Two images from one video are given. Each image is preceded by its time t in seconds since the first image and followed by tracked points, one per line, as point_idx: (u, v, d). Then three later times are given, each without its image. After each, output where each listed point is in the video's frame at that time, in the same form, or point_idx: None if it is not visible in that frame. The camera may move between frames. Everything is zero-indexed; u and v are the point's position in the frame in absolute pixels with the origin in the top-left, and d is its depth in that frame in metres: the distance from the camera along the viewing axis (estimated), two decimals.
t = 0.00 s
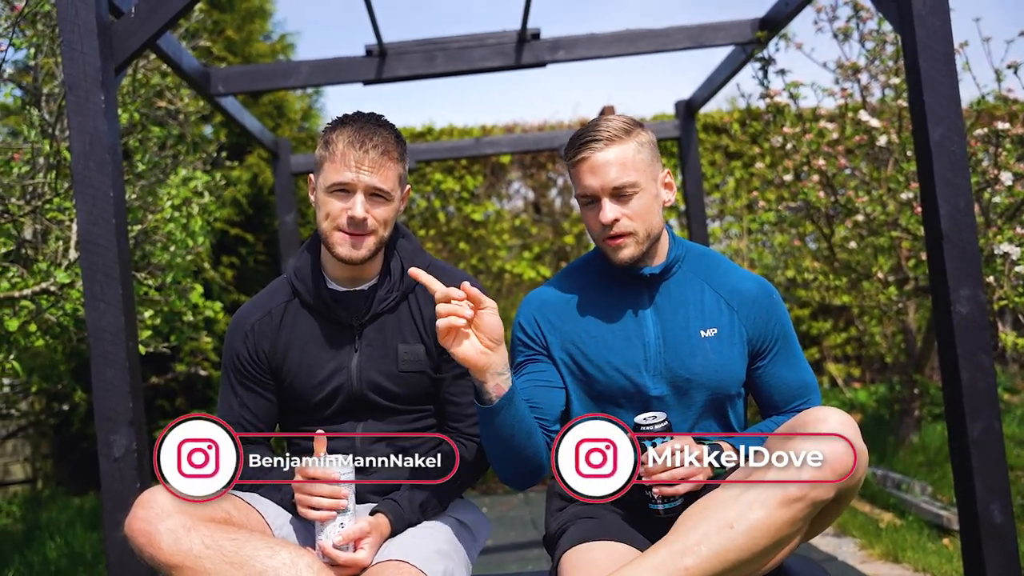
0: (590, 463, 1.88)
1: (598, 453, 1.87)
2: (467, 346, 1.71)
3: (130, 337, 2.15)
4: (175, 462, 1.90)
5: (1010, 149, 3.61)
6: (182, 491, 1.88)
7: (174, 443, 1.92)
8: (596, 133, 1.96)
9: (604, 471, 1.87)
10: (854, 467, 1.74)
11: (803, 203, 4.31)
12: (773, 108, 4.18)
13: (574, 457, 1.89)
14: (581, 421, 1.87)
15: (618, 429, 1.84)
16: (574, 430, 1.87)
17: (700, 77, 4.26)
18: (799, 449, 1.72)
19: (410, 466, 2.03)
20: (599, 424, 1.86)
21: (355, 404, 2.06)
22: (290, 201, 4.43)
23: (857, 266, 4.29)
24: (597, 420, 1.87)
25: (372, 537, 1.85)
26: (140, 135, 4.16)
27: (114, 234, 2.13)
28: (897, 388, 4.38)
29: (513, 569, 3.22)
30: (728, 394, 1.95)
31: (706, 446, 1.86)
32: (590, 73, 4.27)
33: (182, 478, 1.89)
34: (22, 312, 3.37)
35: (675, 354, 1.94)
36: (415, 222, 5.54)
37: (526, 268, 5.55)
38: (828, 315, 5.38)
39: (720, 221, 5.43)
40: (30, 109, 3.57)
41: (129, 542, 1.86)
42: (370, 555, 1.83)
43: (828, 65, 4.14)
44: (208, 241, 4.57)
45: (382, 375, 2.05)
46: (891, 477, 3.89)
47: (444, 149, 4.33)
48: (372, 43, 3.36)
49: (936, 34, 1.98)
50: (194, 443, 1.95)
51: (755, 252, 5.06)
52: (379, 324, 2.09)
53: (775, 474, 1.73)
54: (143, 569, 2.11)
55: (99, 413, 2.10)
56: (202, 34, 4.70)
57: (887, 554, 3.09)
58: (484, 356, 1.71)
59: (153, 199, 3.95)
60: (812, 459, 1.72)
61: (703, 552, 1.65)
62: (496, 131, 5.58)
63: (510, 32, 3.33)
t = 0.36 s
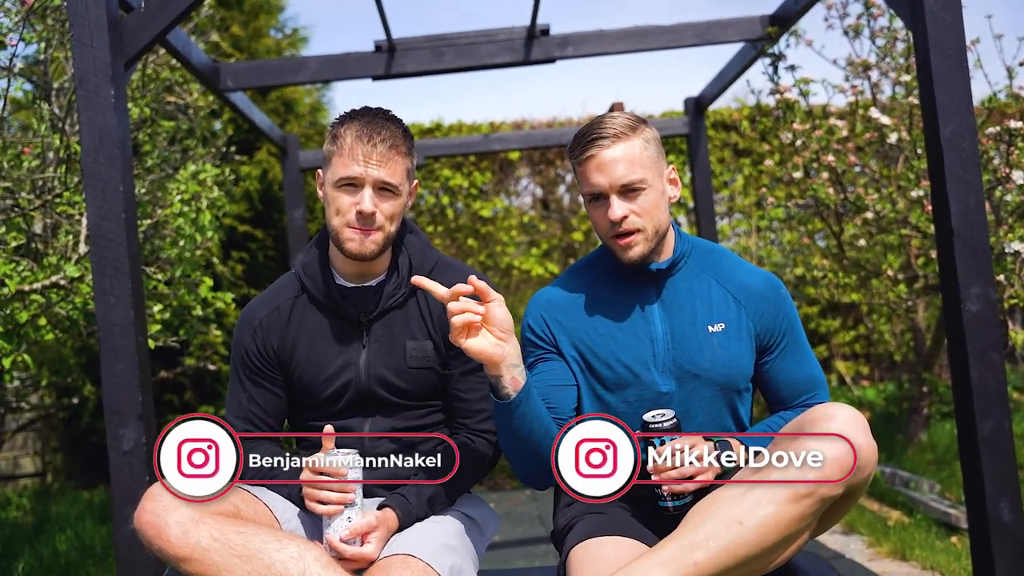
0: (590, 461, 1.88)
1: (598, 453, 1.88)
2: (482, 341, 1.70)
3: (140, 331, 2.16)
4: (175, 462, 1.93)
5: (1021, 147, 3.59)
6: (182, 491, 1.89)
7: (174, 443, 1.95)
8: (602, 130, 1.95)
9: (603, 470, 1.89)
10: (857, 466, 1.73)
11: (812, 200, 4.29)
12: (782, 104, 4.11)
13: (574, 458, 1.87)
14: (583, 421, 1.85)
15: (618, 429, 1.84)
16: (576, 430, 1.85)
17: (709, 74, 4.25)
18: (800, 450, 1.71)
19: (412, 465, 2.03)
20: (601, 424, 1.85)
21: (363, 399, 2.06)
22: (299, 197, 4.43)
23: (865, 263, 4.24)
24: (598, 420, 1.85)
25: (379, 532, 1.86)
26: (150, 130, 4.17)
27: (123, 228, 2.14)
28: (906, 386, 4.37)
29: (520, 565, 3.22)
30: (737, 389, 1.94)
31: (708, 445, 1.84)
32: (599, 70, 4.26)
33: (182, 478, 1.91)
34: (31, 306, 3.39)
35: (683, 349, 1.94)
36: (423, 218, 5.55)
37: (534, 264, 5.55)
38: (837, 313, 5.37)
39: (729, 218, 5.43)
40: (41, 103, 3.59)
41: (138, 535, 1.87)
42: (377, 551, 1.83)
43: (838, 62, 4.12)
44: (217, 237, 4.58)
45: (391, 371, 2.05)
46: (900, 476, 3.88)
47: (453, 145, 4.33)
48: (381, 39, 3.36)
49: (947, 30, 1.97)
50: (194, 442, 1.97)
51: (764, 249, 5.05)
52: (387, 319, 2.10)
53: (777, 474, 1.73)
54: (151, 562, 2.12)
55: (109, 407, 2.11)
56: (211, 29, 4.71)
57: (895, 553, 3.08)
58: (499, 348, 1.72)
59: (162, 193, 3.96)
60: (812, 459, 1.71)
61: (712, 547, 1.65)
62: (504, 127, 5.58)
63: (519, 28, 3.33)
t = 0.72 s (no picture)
0: (590, 462, 1.86)
1: (599, 452, 1.85)
2: (465, 355, 1.71)
3: (130, 330, 2.16)
4: (175, 463, 1.89)
5: (1012, 149, 3.60)
6: (183, 491, 1.87)
7: (174, 445, 1.91)
8: (601, 127, 1.95)
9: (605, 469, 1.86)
10: (853, 466, 1.75)
11: (805, 201, 4.30)
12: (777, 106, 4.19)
13: (574, 458, 1.86)
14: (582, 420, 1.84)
15: (618, 429, 1.82)
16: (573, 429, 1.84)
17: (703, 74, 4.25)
18: (799, 449, 1.72)
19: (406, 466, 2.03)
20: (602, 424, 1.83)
21: (353, 398, 2.06)
22: (292, 196, 4.43)
23: (858, 264, 4.30)
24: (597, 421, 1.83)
25: (369, 532, 1.85)
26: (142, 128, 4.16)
27: (115, 227, 2.14)
28: (897, 387, 4.38)
29: (511, 565, 3.22)
30: (728, 391, 1.95)
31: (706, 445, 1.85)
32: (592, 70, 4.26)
33: (182, 478, 1.88)
34: (21, 304, 3.37)
35: (674, 350, 1.95)
36: (417, 218, 5.55)
37: (528, 264, 5.55)
38: (829, 314, 5.39)
39: (722, 219, 5.44)
40: (31, 101, 3.58)
41: (125, 537, 1.87)
42: (366, 552, 1.83)
43: (831, 63, 4.13)
44: (209, 235, 4.57)
45: (380, 370, 2.05)
46: (890, 477, 3.89)
47: (448, 145, 4.36)
48: (375, 38, 3.36)
49: (938, 33, 1.98)
50: (194, 442, 1.94)
51: (757, 250, 5.06)
52: (377, 318, 2.10)
53: (775, 473, 1.73)
54: (140, 562, 2.12)
55: (99, 406, 2.11)
56: (205, 27, 4.70)
57: (886, 553, 3.09)
58: (483, 361, 1.71)
59: (154, 192, 3.95)
60: (812, 458, 1.72)
61: (702, 548, 1.66)
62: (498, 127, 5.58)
63: (513, 27, 3.33)
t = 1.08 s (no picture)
0: (591, 464, 1.84)
1: (598, 453, 1.84)
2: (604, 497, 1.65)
3: (131, 332, 2.16)
4: (175, 462, 1.92)
5: (1014, 152, 3.60)
6: (183, 491, 1.88)
7: (174, 444, 1.94)
8: (618, 124, 1.95)
9: (604, 471, 1.84)
10: (854, 467, 1.74)
11: (806, 203, 4.30)
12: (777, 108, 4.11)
13: (574, 459, 1.84)
14: (581, 421, 1.86)
15: (618, 429, 1.84)
16: (573, 429, 1.86)
17: (704, 76, 4.25)
18: (799, 450, 1.72)
19: (409, 465, 2.02)
20: (600, 424, 1.86)
21: (355, 401, 2.06)
22: (293, 197, 4.43)
23: (859, 267, 4.31)
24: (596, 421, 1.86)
25: (369, 535, 1.85)
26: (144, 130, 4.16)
27: (116, 228, 2.14)
28: (899, 390, 4.38)
29: (512, 567, 3.22)
30: (726, 394, 1.95)
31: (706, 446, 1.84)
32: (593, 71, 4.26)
33: (182, 478, 1.90)
34: (22, 305, 3.38)
35: (677, 353, 1.94)
36: (418, 219, 5.55)
37: (529, 266, 5.54)
38: (831, 316, 5.38)
39: (724, 221, 5.44)
40: (34, 103, 3.58)
41: (126, 538, 1.87)
42: (366, 555, 1.82)
43: (832, 66, 4.13)
44: (210, 236, 4.57)
45: (382, 372, 2.05)
46: (891, 479, 3.88)
47: (449, 147, 4.30)
48: (376, 40, 3.36)
49: (939, 36, 1.98)
50: (194, 442, 1.97)
51: (758, 252, 5.06)
52: (380, 321, 2.09)
53: (775, 473, 1.74)
54: (141, 564, 2.12)
55: (100, 408, 2.10)
56: (207, 29, 4.71)
57: (887, 556, 3.09)
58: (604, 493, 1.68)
59: (156, 193, 3.96)
60: (812, 459, 1.72)
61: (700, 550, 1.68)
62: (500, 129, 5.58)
63: (514, 30, 3.34)
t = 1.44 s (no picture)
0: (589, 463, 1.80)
1: (599, 453, 1.80)
2: None
3: (130, 334, 2.16)
4: (175, 462, 1.92)
5: (1011, 153, 3.61)
6: (183, 491, 1.89)
7: (174, 444, 1.94)
8: (631, 121, 1.95)
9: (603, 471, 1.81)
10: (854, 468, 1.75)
11: (805, 205, 4.30)
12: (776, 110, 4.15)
13: (574, 457, 1.80)
14: (589, 420, 1.83)
15: (618, 429, 1.83)
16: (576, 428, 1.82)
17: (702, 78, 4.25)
18: (799, 449, 1.74)
19: (409, 466, 2.03)
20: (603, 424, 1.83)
21: (354, 404, 2.06)
22: (292, 199, 4.43)
23: (858, 268, 4.31)
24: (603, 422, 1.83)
25: (369, 536, 1.85)
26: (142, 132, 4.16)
27: (115, 230, 2.14)
28: (897, 391, 4.38)
29: (511, 569, 3.22)
30: (726, 396, 1.95)
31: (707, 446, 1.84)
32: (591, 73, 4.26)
33: (182, 478, 1.91)
34: (20, 307, 3.37)
35: (677, 353, 1.94)
36: (416, 221, 5.55)
37: (528, 268, 5.53)
38: (829, 318, 5.38)
39: (722, 223, 5.45)
40: (31, 104, 3.58)
41: (125, 539, 1.87)
42: (365, 557, 1.82)
43: (831, 68, 4.15)
44: (209, 237, 4.57)
45: (381, 376, 2.05)
46: (890, 481, 3.88)
47: (449, 148, 4.32)
48: (375, 42, 3.36)
49: (937, 38, 1.98)
50: (194, 443, 1.97)
51: (757, 253, 5.06)
52: (379, 324, 2.10)
53: (776, 474, 1.75)
54: (139, 566, 2.12)
55: (98, 410, 2.10)
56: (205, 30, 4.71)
57: (885, 557, 3.09)
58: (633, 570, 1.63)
59: (154, 195, 3.96)
60: (812, 459, 1.74)
61: (706, 555, 1.67)
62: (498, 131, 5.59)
63: (513, 31, 3.34)
